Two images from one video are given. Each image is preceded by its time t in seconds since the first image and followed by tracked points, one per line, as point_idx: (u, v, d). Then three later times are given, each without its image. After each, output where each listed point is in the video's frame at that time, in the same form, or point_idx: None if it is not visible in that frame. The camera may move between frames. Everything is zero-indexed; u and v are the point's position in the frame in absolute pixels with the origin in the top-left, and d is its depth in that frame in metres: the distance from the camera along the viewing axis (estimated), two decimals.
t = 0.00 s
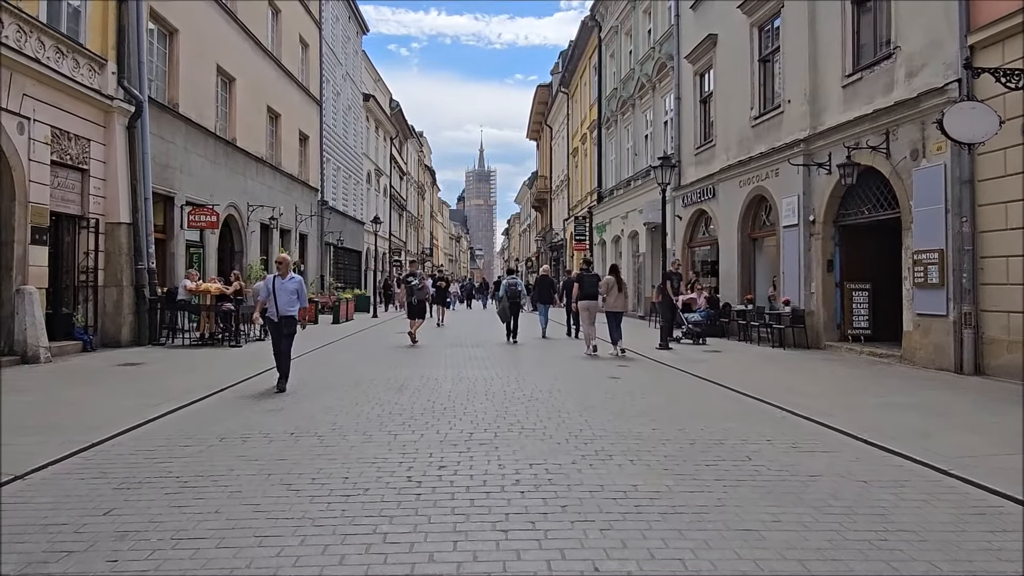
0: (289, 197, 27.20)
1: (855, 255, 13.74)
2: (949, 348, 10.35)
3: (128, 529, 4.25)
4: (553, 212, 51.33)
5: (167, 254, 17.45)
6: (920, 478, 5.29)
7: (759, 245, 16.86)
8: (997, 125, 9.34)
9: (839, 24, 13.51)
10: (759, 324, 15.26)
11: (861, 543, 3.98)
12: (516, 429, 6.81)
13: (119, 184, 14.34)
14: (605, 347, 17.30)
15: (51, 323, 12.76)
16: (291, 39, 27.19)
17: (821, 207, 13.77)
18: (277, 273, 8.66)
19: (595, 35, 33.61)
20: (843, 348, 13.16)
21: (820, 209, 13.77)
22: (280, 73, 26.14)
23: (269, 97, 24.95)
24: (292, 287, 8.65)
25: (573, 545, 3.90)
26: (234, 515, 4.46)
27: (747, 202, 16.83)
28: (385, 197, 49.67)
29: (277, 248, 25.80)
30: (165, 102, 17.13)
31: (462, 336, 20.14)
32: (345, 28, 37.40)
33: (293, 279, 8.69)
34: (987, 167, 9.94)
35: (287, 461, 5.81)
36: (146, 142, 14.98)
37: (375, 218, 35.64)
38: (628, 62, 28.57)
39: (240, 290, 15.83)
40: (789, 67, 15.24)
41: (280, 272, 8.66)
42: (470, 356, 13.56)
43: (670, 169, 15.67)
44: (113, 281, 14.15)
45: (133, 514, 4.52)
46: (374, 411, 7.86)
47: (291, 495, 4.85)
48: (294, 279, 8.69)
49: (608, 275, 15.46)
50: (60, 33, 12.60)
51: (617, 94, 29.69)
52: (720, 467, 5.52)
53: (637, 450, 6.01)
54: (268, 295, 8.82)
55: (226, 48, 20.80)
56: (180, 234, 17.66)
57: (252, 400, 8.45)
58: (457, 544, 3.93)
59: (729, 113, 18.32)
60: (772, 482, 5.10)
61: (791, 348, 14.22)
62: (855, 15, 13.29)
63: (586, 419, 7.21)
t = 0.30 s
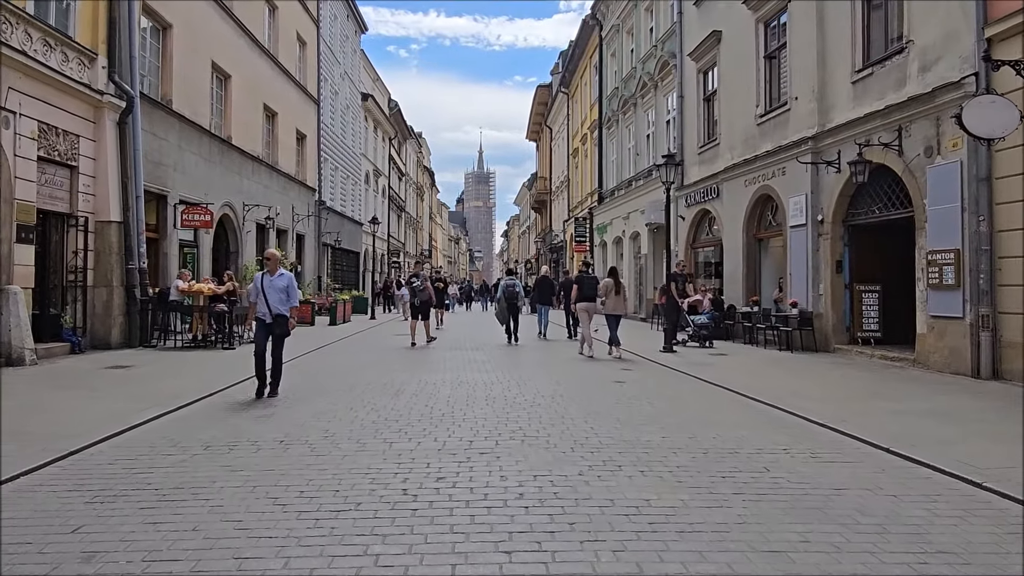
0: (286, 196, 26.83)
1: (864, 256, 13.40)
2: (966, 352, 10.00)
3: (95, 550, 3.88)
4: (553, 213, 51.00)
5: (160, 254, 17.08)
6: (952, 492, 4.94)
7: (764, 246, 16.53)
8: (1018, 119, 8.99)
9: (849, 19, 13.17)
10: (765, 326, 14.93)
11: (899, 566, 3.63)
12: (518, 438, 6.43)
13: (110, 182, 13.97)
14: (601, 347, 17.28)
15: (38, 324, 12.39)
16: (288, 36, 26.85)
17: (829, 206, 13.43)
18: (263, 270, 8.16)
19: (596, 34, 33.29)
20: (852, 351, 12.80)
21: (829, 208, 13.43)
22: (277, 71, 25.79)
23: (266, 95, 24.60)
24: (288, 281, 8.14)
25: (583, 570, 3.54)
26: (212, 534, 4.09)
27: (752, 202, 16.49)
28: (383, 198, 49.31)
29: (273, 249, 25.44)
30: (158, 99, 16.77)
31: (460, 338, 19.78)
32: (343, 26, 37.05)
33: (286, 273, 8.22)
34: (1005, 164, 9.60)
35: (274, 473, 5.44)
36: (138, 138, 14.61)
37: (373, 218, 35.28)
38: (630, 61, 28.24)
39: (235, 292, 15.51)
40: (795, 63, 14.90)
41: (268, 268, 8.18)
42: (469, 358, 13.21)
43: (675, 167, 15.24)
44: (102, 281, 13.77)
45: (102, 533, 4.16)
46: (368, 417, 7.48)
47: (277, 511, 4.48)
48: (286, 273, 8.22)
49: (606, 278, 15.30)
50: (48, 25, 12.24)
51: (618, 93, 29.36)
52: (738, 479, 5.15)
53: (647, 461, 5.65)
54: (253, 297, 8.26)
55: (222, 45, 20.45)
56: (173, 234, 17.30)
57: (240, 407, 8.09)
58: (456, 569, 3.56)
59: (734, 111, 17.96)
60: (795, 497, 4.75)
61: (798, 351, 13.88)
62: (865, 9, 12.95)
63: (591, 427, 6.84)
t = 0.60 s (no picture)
0: (280, 197, 26.45)
1: (871, 259, 13.08)
2: (980, 358, 9.69)
3: None
4: (549, 215, 50.67)
5: (150, 255, 16.69)
6: (988, 516, 4.61)
7: (767, 248, 16.20)
8: None
9: (855, 16, 12.86)
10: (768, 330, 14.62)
11: None
12: (519, 452, 6.08)
13: (97, 181, 13.59)
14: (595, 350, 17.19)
15: (21, 329, 12.00)
16: (282, 35, 26.48)
17: (835, 208, 13.11)
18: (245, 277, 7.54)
19: (594, 34, 32.98)
20: (859, 357, 12.48)
21: (835, 211, 13.11)
22: (271, 69, 25.40)
23: (259, 94, 24.21)
24: (271, 282, 7.44)
25: None
26: (188, 567, 3.74)
27: (755, 203, 16.16)
28: (379, 199, 48.92)
29: (267, 250, 25.06)
30: (148, 96, 16.39)
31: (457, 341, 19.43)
32: (339, 26, 36.70)
33: (270, 279, 7.55)
34: (1021, 165, 9.29)
35: (259, 493, 5.09)
36: (126, 137, 14.23)
37: (368, 220, 34.92)
38: (628, 61, 27.95)
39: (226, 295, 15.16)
40: (800, 62, 14.59)
41: (250, 277, 7.56)
42: (466, 363, 12.86)
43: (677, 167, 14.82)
44: (89, 284, 13.38)
45: (67, 565, 3.80)
46: (361, 428, 7.12)
47: (260, 539, 4.13)
48: (270, 279, 7.54)
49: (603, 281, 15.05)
50: (32, 20, 11.85)
51: (617, 93, 29.05)
52: (757, 501, 4.82)
53: (658, 479, 5.30)
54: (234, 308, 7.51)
55: (214, 42, 20.06)
56: (163, 235, 16.93)
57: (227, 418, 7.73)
58: None
59: (736, 111, 17.65)
60: (820, 523, 4.41)
61: (803, 356, 13.56)
62: (872, 6, 12.63)
63: (596, 440, 6.49)
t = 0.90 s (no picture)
0: (275, 197, 26.10)
1: (880, 260, 12.74)
2: (994, 362, 9.35)
3: None
4: (549, 216, 50.32)
5: (141, 256, 16.35)
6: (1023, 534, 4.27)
7: (772, 248, 15.87)
8: None
9: (863, 10, 12.53)
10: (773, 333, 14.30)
11: None
12: (518, 462, 5.71)
13: (85, 179, 13.25)
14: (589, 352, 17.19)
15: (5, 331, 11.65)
16: (278, 33, 26.15)
17: (843, 207, 12.78)
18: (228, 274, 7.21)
19: (594, 33, 32.67)
20: (868, 361, 12.13)
21: (842, 210, 12.78)
22: (267, 67, 25.07)
23: (255, 93, 23.87)
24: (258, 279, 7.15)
25: None
26: None
27: (759, 203, 15.83)
28: (377, 201, 48.57)
29: (262, 251, 24.72)
30: (139, 93, 16.04)
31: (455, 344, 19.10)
32: (337, 25, 36.41)
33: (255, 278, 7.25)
34: None
35: (239, 507, 4.73)
36: (115, 133, 13.88)
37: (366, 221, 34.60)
38: (629, 60, 27.66)
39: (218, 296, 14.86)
40: (805, 58, 14.27)
41: (233, 274, 7.19)
42: (465, 366, 12.51)
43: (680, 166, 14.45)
44: (76, 285, 13.03)
45: None
46: (351, 436, 6.76)
47: (234, 559, 3.78)
48: (255, 277, 7.24)
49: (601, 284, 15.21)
50: (17, 11, 11.52)
51: (617, 93, 28.73)
52: (774, 517, 4.47)
53: (667, 493, 4.96)
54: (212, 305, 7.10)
55: (208, 38, 19.71)
56: (155, 235, 16.58)
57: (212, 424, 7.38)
58: None
59: (739, 109, 17.34)
60: (843, 541, 4.07)
61: (809, 359, 13.23)
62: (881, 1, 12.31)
63: (600, 449, 6.13)
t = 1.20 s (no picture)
0: (275, 198, 25.76)
1: (895, 267, 12.35)
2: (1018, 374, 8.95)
3: None
4: (552, 219, 49.96)
5: (136, 257, 16.01)
6: None
7: (782, 253, 15.50)
8: None
9: (879, 9, 12.13)
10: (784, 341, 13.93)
11: None
12: (521, 483, 5.32)
13: (76, 178, 12.89)
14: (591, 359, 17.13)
15: None
16: (279, 32, 25.81)
17: (857, 212, 12.39)
18: (215, 280, 6.65)
19: (599, 34, 32.31)
20: (883, 371, 11.75)
21: (857, 215, 12.39)
22: (267, 66, 24.73)
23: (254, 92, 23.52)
24: (248, 287, 6.63)
25: None
26: None
27: (769, 207, 15.45)
28: (379, 202, 48.24)
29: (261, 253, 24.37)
30: (134, 91, 15.69)
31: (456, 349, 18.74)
32: (339, 25, 36.08)
33: (245, 285, 6.71)
34: None
35: (219, 535, 4.34)
36: (108, 132, 13.52)
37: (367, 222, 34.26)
38: (634, 61, 27.29)
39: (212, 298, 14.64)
40: (817, 58, 13.89)
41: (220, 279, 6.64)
42: (466, 373, 12.15)
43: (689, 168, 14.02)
44: (67, 287, 12.66)
45: None
46: (345, 450, 6.37)
47: None
48: (244, 284, 6.70)
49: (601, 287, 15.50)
50: (6, 6, 11.17)
51: (622, 95, 28.36)
52: (803, 552, 4.08)
53: (683, 521, 4.57)
54: (198, 316, 6.54)
55: (206, 36, 19.36)
56: (150, 236, 16.23)
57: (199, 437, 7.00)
58: None
59: (748, 111, 16.95)
60: None
61: (822, 368, 12.85)
62: None
63: (609, 469, 5.75)
